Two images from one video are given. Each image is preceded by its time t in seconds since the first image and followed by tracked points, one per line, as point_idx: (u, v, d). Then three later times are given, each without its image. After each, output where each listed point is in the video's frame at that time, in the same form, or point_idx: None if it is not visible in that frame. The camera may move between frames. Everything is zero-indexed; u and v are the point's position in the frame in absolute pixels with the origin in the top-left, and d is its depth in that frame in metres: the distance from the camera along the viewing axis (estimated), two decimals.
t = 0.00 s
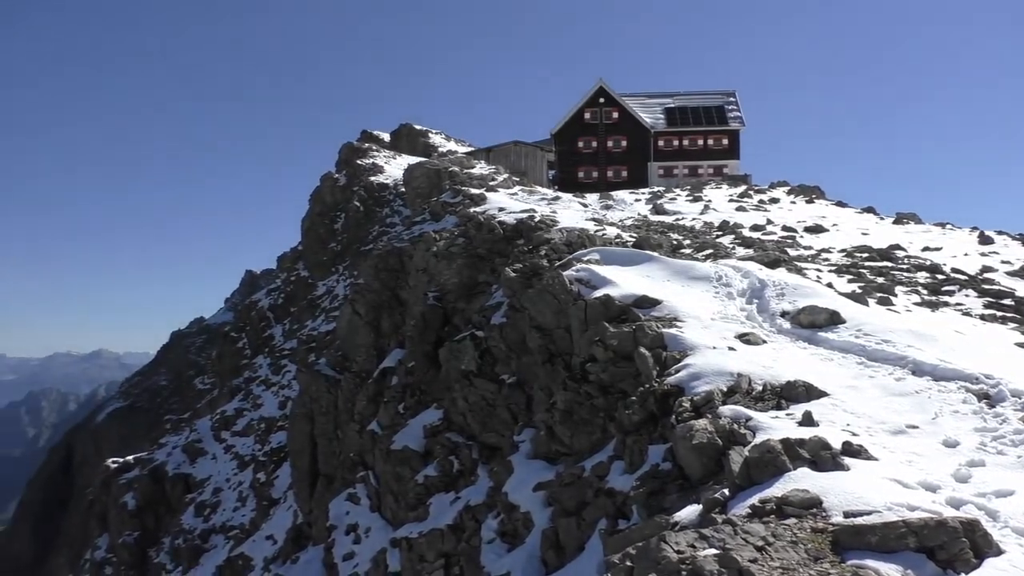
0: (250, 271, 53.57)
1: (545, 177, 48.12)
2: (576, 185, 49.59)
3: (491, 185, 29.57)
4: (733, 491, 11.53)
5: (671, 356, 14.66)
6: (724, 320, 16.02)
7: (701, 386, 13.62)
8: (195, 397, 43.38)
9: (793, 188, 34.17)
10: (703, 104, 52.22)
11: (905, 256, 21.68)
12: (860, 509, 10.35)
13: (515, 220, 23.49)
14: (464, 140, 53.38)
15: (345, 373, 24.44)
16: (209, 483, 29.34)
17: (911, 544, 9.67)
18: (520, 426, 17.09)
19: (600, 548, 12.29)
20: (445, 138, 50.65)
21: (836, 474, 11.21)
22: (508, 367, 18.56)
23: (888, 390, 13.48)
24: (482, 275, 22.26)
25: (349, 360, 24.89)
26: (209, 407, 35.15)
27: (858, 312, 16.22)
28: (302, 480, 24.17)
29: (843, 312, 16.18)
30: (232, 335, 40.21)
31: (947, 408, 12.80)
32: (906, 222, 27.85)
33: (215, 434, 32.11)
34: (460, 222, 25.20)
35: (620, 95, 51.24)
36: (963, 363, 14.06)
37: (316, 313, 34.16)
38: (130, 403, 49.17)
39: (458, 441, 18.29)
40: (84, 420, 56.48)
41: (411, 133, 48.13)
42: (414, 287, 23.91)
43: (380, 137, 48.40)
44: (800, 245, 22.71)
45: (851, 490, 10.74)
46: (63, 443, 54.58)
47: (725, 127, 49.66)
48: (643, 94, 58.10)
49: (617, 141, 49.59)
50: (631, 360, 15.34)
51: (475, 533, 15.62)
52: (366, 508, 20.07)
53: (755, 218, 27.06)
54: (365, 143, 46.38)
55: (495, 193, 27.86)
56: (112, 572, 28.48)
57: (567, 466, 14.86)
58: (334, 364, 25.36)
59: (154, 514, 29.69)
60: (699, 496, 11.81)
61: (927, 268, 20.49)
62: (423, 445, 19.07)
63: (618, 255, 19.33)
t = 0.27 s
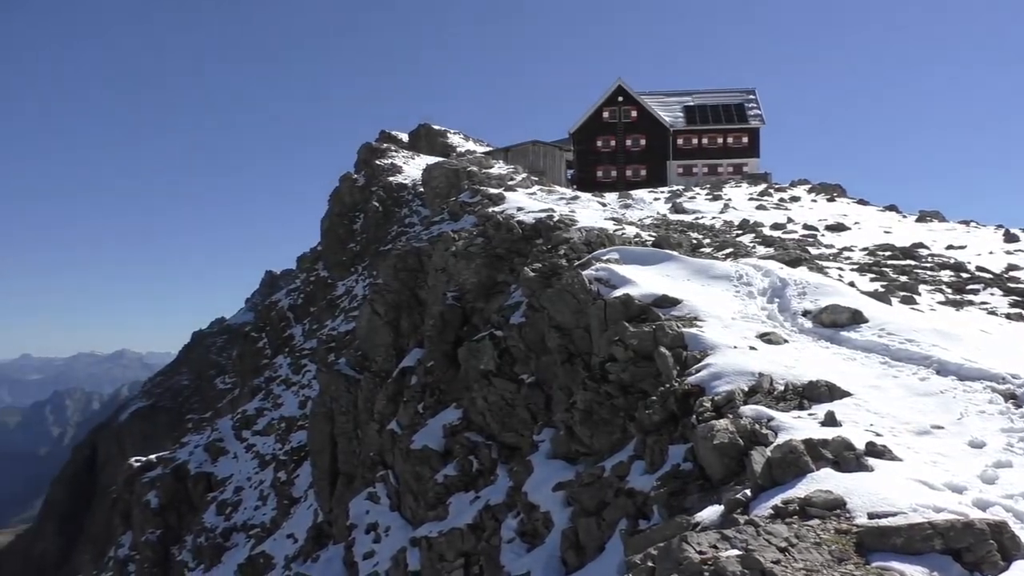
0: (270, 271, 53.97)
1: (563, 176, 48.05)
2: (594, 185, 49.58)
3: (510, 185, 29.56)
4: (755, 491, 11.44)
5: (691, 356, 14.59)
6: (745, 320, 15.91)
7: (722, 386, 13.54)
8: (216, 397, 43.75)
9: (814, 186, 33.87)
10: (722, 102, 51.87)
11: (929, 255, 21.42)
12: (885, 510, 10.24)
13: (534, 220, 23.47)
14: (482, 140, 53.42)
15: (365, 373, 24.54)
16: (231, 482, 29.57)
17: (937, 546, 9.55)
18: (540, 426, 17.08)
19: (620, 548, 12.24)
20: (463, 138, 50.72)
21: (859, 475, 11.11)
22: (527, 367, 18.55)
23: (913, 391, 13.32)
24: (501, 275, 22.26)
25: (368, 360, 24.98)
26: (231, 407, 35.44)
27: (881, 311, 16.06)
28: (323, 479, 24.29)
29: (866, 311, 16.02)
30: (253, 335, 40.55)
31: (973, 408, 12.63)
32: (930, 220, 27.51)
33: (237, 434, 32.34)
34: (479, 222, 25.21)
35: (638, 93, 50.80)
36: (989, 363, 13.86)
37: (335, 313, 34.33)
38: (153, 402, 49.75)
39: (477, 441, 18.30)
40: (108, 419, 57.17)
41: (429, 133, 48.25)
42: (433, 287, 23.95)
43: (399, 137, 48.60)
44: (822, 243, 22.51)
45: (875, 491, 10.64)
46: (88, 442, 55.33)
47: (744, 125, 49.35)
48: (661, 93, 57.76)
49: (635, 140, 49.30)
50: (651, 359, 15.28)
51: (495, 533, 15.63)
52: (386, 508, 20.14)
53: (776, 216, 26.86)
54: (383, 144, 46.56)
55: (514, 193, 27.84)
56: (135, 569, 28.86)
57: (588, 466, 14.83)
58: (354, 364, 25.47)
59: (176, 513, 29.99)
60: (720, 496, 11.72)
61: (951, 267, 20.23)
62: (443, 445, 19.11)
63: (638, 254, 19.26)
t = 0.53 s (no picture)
0: (291, 272, 54.35)
1: (583, 176, 47.97)
2: (614, 184, 49.41)
3: (529, 184, 29.54)
4: (778, 492, 11.34)
5: (713, 356, 14.51)
6: (767, 319, 15.80)
7: (744, 386, 13.45)
8: (238, 396, 44.13)
9: (837, 185, 33.55)
10: (743, 100, 51.50)
11: (954, 253, 21.14)
12: (910, 512, 10.12)
13: (554, 219, 23.43)
14: (501, 139, 53.47)
15: (385, 372, 24.64)
16: (252, 481, 29.80)
17: (965, 548, 9.42)
18: (560, 426, 17.05)
19: (642, 549, 12.18)
20: (482, 138, 50.77)
21: (885, 476, 10.99)
22: (547, 367, 18.54)
23: (939, 391, 13.15)
24: (521, 274, 22.26)
25: (389, 360, 25.07)
26: (253, 406, 35.75)
27: (906, 311, 15.87)
28: (343, 478, 24.42)
29: (890, 311, 15.86)
30: (275, 335, 40.89)
31: (1001, 408, 12.43)
32: (955, 218, 27.14)
33: (258, 433, 32.59)
34: (498, 222, 25.22)
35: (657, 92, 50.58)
36: (1017, 362, 13.65)
37: (355, 313, 34.49)
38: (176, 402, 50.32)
39: (498, 441, 18.31)
40: (132, 418, 57.93)
41: (448, 134, 48.37)
42: (453, 287, 24.01)
43: (418, 138, 48.79)
44: (845, 242, 22.30)
45: (901, 492, 10.52)
46: (112, 441, 56.06)
47: (765, 123, 49.03)
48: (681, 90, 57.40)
49: (655, 139, 49.14)
50: (672, 359, 15.20)
51: (516, 533, 15.64)
52: (406, 507, 20.20)
53: (797, 215, 26.65)
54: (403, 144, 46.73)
55: (533, 192, 27.83)
56: (159, 566, 29.00)
57: (609, 466, 14.79)
58: (374, 364, 25.58)
59: (199, 511, 30.29)
60: (743, 497, 11.63)
61: (977, 265, 19.95)
62: (463, 444, 19.14)
63: (658, 253, 19.19)
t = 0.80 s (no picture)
0: (310, 272, 54.68)
1: (600, 175, 47.91)
2: (632, 183, 49.35)
3: (547, 184, 29.50)
4: (800, 493, 11.23)
5: (733, 355, 14.43)
6: (787, 319, 15.69)
7: (765, 386, 13.36)
8: (257, 395, 44.47)
9: (857, 183, 33.26)
10: (762, 98, 51.14)
11: (978, 251, 20.88)
12: (935, 514, 10.00)
13: (573, 219, 23.40)
14: (519, 139, 53.49)
15: (404, 372, 24.73)
16: (272, 480, 30.02)
17: (991, 551, 9.29)
18: (579, 426, 17.03)
19: (662, 549, 12.11)
20: (500, 138, 50.82)
21: (908, 477, 10.87)
22: (566, 366, 18.52)
23: (963, 391, 13.00)
24: (539, 274, 22.26)
25: (408, 360, 25.15)
26: (273, 405, 36.04)
27: (929, 310, 15.71)
28: (362, 477, 24.54)
29: (912, 310, 15.71)
30: (294, 334, 41.20)
31: None
32: (978, 216, 26.81)
33: (278, 432, 32.82)
34: (517, 222, 25.22)
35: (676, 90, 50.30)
36: None
37: (374, 313, 34.62)
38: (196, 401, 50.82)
39: (516, 440, 18.31)
40: (154, 417, 58.63)
41: (466, 134, 48.45)
42: (472, 287, 24.05)
43: (436, 138, 48.96)
44: (866, 240, 22.09)
45: (925, 494, 10.41)
46: (134, 440, 56.73)
47: (784, 121, 48.74)
48: (700, 89, 57.06)
49: (674, 138, 48.98)
50: (692, 359, 15.13)
51: (535, 532, 15.65)
52: (425, 506, 20.26)
53: (817, 213, 26.45)
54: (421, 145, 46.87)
55: (551, 192, 27.82)
56: (180, 564, 29.29)
57: (628, 466, 14.75)
58: (393, 363, 25.67)
59: (219, 510, 30.57)
60: (764, 497, 11.53)
61: (1001, 263, 19.68)
62: (481, 444, 19.16)
63: (677, 252, 19.11)
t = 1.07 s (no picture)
0: (333, 272, 55.11)
1: (623, 174, 47.82)
2: (654, 182, 49.18)
3: (569, 183, 29.46)
4: (827, 493, 11.11)
5: (758, 354, 14.32)
6: (813, 318, 15.54)
7: (791, 385, 13.24)
8: (281, 394, 44.91)
9: (884, 180, 32.86)
10: (786, 95, 50.71)
11: (1008, 248, 20.52)
12: (965, 516, 9.85)
13: (595, 218, 23.35)
14: (540, 139, 53.49)
15: (427, 372, 24.84)
16: (297, 478, 30.28)
17: None
18: (602, 426, 17.00)
19: (686, 550, 12.04)
20: (522, 137, 50.88)
21: (937, 478, 10.72)
22: (589, 365, 18.49)
23: (994, 390, 12.78)
24: (562, 273, 22.24)
25: (431, 359, 25.25)
26: (297, 404, 36.37)
27: (959, 308, 15.48)
28: (386, 476, 24.68)
29: (942, 309, 15.49)
30: (318, 334, 41.54)
31: None
32: (1009, 213, 26.36)
33: (302, 431, 33.10)
34: (539, 221, 25.22)
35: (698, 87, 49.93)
36: None
37: (397, 312, 34.79)
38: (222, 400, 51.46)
39: (539, 440, 18.33)
40: (180, 416, 59.42)
41: (488, 134, 48.55)
42: (494, 287, 24.09)
43: (458, 138, 49.13)
44: (893, 238, 21.82)
45: (955, 495, 10.25)
46: (161, 439, 57.57)
47: (809, 117, 48.30)
48: (723, 86, 56.67)
49: (697, 136, 48.73)
50: (716, 358, 15.03)
51: (558, 532, 15.63)
52: (448, 505, 20.33)
53: (843, 211, 26.18)
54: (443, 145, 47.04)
55: (574, 191, 27.79)
56: (207, 562, 29.65)
57: (652, 466, 14.70)
58: (416, 363, 25.77)
59: (245, 508, 30.90)
60: (790, 498, 11.42)
61: None
62: (505, 443, 19.19)
63: (701, 251, 19.01)
